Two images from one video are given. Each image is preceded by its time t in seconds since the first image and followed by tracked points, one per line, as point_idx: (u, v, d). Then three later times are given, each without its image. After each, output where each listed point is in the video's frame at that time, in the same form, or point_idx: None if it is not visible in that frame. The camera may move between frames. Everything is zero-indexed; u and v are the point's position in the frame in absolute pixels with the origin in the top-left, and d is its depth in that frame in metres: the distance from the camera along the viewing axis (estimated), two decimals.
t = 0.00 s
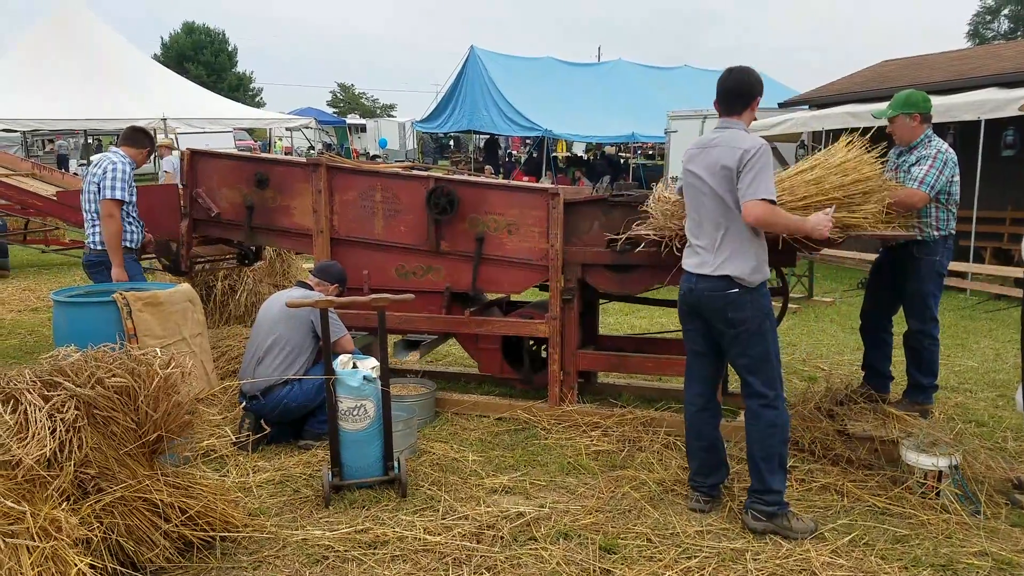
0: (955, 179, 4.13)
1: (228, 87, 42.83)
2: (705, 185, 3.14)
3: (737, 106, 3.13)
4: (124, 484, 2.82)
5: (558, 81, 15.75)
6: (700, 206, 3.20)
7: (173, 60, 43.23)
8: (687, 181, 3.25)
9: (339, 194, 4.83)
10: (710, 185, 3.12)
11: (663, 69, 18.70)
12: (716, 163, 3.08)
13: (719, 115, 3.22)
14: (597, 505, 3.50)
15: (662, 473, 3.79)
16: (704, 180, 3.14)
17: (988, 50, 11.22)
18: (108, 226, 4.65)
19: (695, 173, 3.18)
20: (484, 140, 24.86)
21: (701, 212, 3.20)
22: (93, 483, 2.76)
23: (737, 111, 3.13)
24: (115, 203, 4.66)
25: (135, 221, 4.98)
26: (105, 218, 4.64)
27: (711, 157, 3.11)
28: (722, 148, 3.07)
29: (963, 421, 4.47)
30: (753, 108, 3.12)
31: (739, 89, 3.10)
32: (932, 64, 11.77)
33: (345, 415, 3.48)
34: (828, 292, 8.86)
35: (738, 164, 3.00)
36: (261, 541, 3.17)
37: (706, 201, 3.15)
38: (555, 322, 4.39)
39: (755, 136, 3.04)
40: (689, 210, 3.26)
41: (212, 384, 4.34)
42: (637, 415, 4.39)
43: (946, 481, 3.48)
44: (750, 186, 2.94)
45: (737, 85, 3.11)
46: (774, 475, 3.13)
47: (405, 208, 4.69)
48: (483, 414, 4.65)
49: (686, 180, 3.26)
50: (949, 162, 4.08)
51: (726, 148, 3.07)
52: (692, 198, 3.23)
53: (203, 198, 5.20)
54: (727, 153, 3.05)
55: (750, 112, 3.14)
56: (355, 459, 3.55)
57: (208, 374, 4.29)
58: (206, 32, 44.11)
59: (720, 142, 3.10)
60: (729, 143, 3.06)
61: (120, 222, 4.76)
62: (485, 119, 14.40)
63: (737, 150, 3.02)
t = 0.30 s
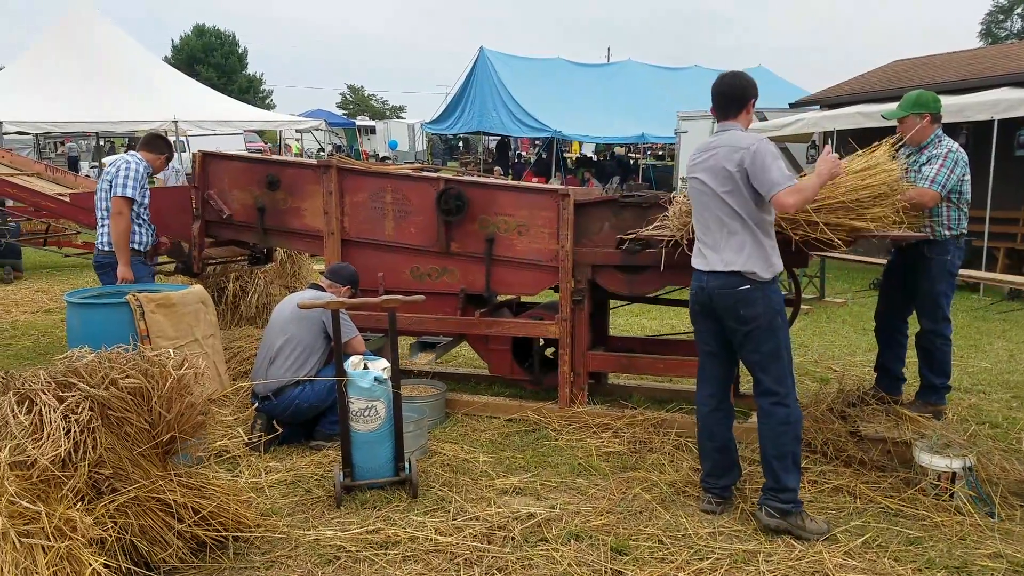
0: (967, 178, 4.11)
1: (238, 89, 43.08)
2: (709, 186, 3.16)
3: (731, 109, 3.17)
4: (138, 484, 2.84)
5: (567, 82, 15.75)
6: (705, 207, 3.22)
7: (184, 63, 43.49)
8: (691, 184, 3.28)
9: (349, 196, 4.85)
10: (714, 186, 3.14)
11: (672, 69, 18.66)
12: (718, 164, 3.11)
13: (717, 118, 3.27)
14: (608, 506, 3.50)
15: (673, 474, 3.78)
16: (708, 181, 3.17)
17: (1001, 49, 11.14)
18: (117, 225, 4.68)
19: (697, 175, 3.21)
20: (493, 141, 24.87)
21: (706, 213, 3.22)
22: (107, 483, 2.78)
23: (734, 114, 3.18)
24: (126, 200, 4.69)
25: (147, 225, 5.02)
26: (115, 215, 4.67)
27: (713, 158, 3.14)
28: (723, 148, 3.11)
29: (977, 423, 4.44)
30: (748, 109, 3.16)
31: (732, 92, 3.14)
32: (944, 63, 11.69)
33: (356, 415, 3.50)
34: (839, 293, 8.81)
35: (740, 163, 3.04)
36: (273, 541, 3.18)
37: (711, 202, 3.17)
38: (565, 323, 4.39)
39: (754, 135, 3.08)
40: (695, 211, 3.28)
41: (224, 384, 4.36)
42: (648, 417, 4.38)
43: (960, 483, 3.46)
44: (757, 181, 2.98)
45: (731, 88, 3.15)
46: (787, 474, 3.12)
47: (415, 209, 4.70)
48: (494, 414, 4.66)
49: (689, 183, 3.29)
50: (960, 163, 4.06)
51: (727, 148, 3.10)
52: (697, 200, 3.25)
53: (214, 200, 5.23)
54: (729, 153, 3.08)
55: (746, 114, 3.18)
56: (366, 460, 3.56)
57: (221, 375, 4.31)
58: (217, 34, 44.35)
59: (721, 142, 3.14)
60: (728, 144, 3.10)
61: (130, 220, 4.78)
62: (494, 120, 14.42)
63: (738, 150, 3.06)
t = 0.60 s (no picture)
0: (985, 179, 4.06)
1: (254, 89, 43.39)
2: (721, 186, 3.15)
3: (743, 110, 3.16)
4: (156, 481, 2.87)
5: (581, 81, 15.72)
6: (717, 208, 3.20)
7: (201, 63, 43.85)
8: (702, 186, 3.27)
9: (365, 196, 4.87)
10: (726, 187, 3.13)
11: (687, 69, 18.57)
12: (729, 164, 3.10)
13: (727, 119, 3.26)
14: (622, 507, 3.49)
15: (689, 475, 3.77)
16: (719, 182, 3.15)
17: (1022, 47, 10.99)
18: (127, 221, 4.71)
19: (709, 176, 3.20)
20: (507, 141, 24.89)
21: (717, 215, 3.21)
22: (126, 480, 2.81)
23: (745, 114, 3.17)
24: (134, 195, 4.73)
25: (162, 226, 5.04)
26: (123, 211, 4.71)
27: (724, 158, 3.13)
28: (733, 148, 3.10)
29: (997, 425, 4.39)
30: (759, 110, 3.15)
31: (743, 91, 3.13)
32: (964, 62, 11.56)
33: (371, 414, 3.51)
34: (856, 294, 8.74)
35: (752, 161, 3.03)
36: (289, 538, 3.20)
37: (723, 203, 3.16)
38: (579, 323, 4.39)
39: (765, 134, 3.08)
40: (707, 213, 3.27)
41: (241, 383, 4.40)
42: (662, 417, 4.38)
43: (978, 486, 3.42)
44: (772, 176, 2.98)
45: (743, 88, 3.14)
46: (802, 473, 3.10)
47: (430, 209, 4.72)
48: (508, 414, 4.67)
49: (700, 185, 3.28)
50: (977, 163, 4.01)
51: (738, 147, 3.09)
52: (709, 202, 3.24)
53: (232, 199, 5.27)
54: (739, 152, 3.07)
55: (758, 114, 3.17)
56: (381, 458, 3.57)
57: (238, 373, 4.34)
58: (234, 35, 44.68)
59: (731, 142, 3.13)
60: (739, 143, 3.09)
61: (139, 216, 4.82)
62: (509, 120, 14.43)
63: (749, 149, 3.05)
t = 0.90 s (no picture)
0: (994, 177, 4.03)
1: (263, 87, 43.55)
2: (735, 185, 3.13)
3: (753, 106, 3.15)
4: (168, 478, 2.89)
5: (590, 79, 15.68)
6: (730, 206, 3.18)
7: (210, 62, 44.01)
8: (714, 185, 3.24)
9: (375, 194, 4.88)
10: (741, 185, 3.11)
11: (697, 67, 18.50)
12: (744, 162, 3.09)
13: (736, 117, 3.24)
14: (633, 505, 3.48)
15: (700, 474, 3.76)
16: (733, 180, 3.13)
17: None
18: (145, 225, 4.73)
19: (722, 175, 3.18)
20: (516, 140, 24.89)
21: (730, 215, 3.20)
22: (138, 477, 2.83)
23: (755, 111, 3.16)
24: (151, 199, 4.72)
25: (173, 223, 5.05)
26: (141, 214, 4.71)
27: (738, 156, 3.12)
28: (748, 146, 3.09)
29: (1010, 425, 4.36)
30: (769, 107, 3.15)
31: (755, 88, 3.12)
32: (976, 60, 11.47)
33: (382, 412, 3.52)
34: (867, 292, 8.69)
35: (769, 158, 3.02)
36: (300, 535, 3.21)
37: (737, 201, 3.13)
38: (590, 321, 4.39)
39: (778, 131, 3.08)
40: (720, 212, 3.24)
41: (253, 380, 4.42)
42: (673, 416, 4.37)
43: (989, 484, 3.40)
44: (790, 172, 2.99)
45: (754, 84, 3.13)
46: (814, 470, 3.09)
47: (441, 207, 4.72)
48: (518, 412, 4.66)
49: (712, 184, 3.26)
50: (985, 160, 3.96)
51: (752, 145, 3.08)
52: (722, 201, 3.22)
53: (243, 197, 5.29)
54: (755, 150, 3.06)
55: (767, 112, 3.17)
56: (391, 456, 3.58)
57: (250, 370, 4.36)
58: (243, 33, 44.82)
59: (745, 140, 3.12)
60: (754, 141, 3.08)
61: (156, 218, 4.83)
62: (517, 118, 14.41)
63: (764, 147, 3.04)
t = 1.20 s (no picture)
0: (999, 176, 4.01)
1: (269, 89, 43.70)
2: (747, 186, 3.11)
3: (762, 107, 3.15)
4: (176, 480, 2.90)
5: (595, 81, 15.68)
6: (740, 207, 3.16)
7: (217, 64, 44.18)
8: (724, 185, 3.21)
9: (382, 195, 4.89)
10: (752, 185, 3.09)
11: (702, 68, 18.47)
12: (757, 163, 3.07)
13: (745, 117, 3.23)
14: (640, 506, 3.48)
15: (707, 475, 3.75)
16: (744, 181, 3.11)
17: None
18: (157, 228, 4.77)
19: (733, 175, 3.15)
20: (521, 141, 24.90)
21: (739, 216, 3.18)
22: (146, 479, 2.84)
23: (765, 112, 3.15)
24: (163, 203, 4.76)
25: (181, 225, 5.07)
26: (155, 219, 4.76)
27: (750, 156, 3.10)
28: (760, 146, 3.07)
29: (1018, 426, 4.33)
30: (778, 109, 3.14)
31: (765, 89, 3.11)
32: (983, 60, 11.42)
33: (389, 413, 3.52)
34: (874, 293, 8.65)
35: (782, 159, 3.02)
36: (308, 536, 3.21)
37: (749, 202, 3.12)
38: (597, 322, 4.38)
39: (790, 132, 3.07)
40: (729, 212, 3.22)
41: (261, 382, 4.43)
42: (680, 417, 4.36)
43: (997, 485, 3.38)
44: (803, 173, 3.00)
45: (763, 85, 3.12)
46: (823, 472, 3.08)
47: (448, 209, 4.72)
48: (525, 413, 4.66)
49: (722, 184, 3.23)
50: (990, 160, 3.95)
51: (765, 146, 3.06)
52: (732, 202, 3.19)
53: (250, 199, 5.30)
54: (768, 151, 3.05)
55: (776, 113, 3.16)
56: (398, 457, 3.58)
57: (258, 372, 4.37)
58: (250, 36, 44.98)
59: (757, 140, 3.10)
60: (766, 142, 3.06)
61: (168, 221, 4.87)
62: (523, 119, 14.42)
63: (777, 147, 3.03)
